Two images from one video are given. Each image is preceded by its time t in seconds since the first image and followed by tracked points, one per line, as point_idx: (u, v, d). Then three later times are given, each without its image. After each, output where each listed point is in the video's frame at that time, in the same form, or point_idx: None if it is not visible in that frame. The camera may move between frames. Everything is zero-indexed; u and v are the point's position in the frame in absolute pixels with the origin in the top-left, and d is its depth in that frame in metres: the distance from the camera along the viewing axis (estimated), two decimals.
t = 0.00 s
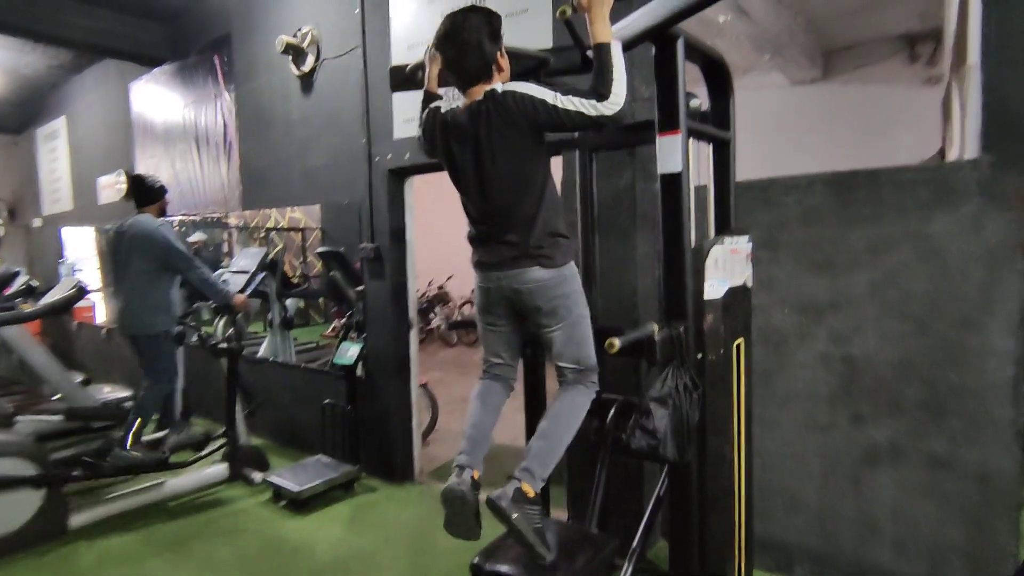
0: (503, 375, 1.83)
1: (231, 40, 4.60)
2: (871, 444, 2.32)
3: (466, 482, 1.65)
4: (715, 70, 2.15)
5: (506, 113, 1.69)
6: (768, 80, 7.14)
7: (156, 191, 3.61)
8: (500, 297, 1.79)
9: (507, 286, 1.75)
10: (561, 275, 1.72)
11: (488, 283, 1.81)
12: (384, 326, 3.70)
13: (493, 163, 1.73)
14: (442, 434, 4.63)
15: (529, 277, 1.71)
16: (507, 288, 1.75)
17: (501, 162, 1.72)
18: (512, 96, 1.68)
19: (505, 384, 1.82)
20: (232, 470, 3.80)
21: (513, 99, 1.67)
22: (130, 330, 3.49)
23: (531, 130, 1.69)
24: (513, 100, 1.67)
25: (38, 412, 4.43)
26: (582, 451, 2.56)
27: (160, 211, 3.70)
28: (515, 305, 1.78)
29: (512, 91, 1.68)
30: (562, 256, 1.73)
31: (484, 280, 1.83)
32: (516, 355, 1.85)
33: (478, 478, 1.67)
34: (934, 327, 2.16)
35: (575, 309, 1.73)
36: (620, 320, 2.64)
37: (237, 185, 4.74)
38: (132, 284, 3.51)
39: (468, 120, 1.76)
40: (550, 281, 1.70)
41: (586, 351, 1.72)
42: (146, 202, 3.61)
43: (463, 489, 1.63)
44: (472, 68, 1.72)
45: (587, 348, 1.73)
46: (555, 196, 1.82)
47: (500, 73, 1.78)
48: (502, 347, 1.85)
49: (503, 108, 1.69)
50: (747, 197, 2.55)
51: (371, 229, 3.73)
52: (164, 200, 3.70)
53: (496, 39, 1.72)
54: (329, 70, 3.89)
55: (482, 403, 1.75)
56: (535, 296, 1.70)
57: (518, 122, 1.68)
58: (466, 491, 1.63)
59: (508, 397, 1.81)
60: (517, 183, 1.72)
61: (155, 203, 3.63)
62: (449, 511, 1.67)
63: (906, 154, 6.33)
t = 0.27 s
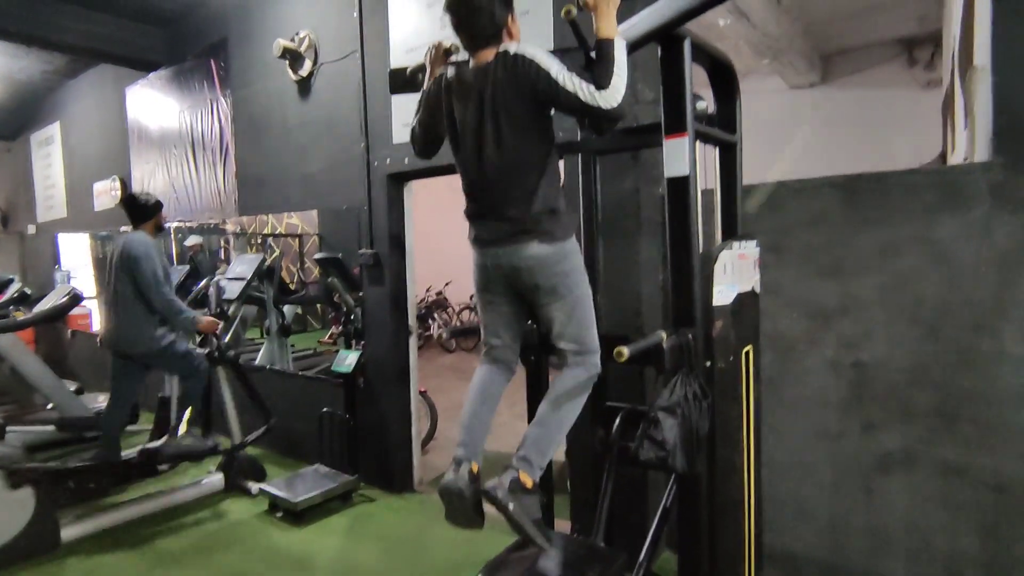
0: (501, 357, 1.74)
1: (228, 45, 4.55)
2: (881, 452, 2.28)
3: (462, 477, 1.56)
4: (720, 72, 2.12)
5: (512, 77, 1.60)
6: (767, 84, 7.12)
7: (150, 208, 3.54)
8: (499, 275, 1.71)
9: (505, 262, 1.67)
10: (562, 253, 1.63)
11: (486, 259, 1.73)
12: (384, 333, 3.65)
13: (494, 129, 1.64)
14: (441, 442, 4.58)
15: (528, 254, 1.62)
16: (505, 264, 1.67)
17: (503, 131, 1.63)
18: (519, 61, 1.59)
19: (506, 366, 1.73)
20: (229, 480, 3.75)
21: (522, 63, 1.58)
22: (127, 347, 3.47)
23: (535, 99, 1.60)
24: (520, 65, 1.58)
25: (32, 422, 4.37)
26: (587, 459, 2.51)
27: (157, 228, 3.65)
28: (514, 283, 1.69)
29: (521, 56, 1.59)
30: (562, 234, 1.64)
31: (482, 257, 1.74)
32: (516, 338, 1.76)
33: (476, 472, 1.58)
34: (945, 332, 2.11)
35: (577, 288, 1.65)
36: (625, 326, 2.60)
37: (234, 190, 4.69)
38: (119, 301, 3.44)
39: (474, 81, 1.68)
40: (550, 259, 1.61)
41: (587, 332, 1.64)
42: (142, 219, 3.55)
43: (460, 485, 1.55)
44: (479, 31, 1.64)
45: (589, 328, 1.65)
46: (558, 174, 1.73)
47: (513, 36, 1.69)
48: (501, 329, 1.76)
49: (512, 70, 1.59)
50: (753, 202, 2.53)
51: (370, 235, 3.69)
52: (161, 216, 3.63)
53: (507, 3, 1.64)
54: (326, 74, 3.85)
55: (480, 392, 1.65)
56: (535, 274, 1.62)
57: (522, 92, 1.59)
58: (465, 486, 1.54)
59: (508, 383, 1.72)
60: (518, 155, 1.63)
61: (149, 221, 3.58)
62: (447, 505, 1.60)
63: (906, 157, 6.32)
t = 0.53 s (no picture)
0: (498, 354, 1.69)
1: (227, 43, 4.50)
2: (896, 456, 2.19)
3: (448, 476, 1.50)
4: (728, 62, 2.04)
5: (515, 60, 1.53)
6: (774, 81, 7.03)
7: (148, 202, 3.50)
8: (498, 267, 1.65)
9: (504, 252, 1.60)
10: (564, 244, 1.57)
11: (484, 250, 1.66)
12: (383, 333, 3.58)
13: (496, 113, 1.58)
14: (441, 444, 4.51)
15: (527, 243, 1.56)
16: (503, 254, 1.61)
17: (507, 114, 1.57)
18: (524, 44, 1.52)
19: (501, 365, 1.68)
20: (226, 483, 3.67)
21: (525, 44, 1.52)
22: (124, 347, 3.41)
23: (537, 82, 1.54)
24: (524, 48, 1.52)
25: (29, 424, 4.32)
26: (591, 463, 2.43)
27: (152, 221, 3.60)
28: (514, 276, 1.63)
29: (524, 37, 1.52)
30: (564, 225, 1.58)
31: (481, 247, 1.68)
32: (514, 334, 1.71)
33: (463, 472, 1.52)
34: (963, 331, 2.03)
35: (578, 282, 1.59)
36: (630, 326, 2.53)
37: (233, 190, 4.64)
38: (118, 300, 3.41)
39: (474, 64, 1.61)
40: (552, 249, 1.56)
41: (589, 328, 1.58)
42: (138, 212, 3.49)
43: (445, 485, 1.48)
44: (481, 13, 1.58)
45: (590, 325, 1.58)
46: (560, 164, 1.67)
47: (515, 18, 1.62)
48: (500, 325, 1.71)
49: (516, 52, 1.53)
50: (762, 197, 2.45)
51: (369, 234, 3.62)
52: (158, 211, 3.58)
53: None
54: (325, 71, 3.79)
55: (474, 390, 1.60)
56: (534, 265, 1.56)
57: (525, 75, 1.53)
58: (450, 487, 1.47)
59: (503, 383, 1.67)
60: (521, 140, 1.57)
61: (147, 215, 3.52)
62: (431, 507, 1.52)
63: (915, 155, 6.22)
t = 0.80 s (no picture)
0: (485, 408, 1.65)
1: (223, 44, 4.46)
2: (905, 466, 2.09)
3: (423, 544, 1.43)
4: (728, 54, 1.95)
5: (496, 105, 1.45)
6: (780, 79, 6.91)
7: (139, 207, 3.46)
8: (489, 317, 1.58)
9: (495, 303, 1.54)
10: (555, 294, 1.49)
11: (476, 300, 1.61)
12: (378, 337, 3.51)
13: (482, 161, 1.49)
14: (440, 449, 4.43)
15: (516, 295, 1.49)
16: (493, 304, 1.55)
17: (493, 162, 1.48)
18: (507, 87, 1.43)
19: (489, 420, 1.64)
20: (220, 490, 3.62)
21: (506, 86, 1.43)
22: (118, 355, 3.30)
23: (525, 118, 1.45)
24: (507, 92, 1.43)
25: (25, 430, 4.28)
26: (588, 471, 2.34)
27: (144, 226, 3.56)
28: (504, 326, 1.57)
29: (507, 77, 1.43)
30: (558, 275, 1.50)
31: (473, 296, 1.62)
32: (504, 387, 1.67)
33: (439, 539, 1.44)
34: (975, 334, 1.93)
35: (570, 333, 1.51)
36: (627, 330, 2.44)
37: (230, 193, 4.59)
38: (111, 307, 3.31)
39: (458, 115, 1.53)
40: (543, 301, 1.48)
41: (582, 382, 1.51)
42: (127, 219, 3.46)
43: (418, 553, 1.42)
44: (461, 57, 1.48)
45: (582, 378, 1.51)
46: (554, 202, 1.58)
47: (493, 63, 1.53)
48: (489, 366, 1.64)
49: (496, 96, 1.44)
50: (763, 195, 2.36)
51: (364, 236, 3.55)
52: (149, 215, 3.56)
53: (489, 22, 1.48)
54: (320, 71, 3.73)
55: (458, 447, 1.56)
56: (523, 316, 1.49)
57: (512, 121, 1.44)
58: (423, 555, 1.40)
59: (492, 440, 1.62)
60: (510, 184, 1.48)
61: (138, 220, 3.49)
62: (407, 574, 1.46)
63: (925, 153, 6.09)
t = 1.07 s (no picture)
0: (468, 486, 1.60)
1: (214, 45, 4.40)
2: (914, 477, 1.98)
3: None
4: (720, 45, 1.86)
5: (470, 179, 1.36)
6: (784, 74, 6.79)
7: (126, 215, 3.40)
8: (470, 390, 1.55)
9: (476, 377, 1.51)
10: (538, 371, 1.45)
11: (458, 371, 1.57)
12: (370, 342, 3.44)
13: (458, 236, 1.42)
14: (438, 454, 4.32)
15: (497, 371, 1.46)
16: (474, 379, 1.52)
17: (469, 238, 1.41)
18: (476, 156, 1.35)
19: (472, 496, 1.59)
20: (211, 499, 3.57)
21: (476, 155, 1.35)
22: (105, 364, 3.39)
23: (503, 193, 1.39)
24: (476, 164, 1.35)
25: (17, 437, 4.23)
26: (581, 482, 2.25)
27: (131, 235, 3.49)
28: (486, 402, 1.53)
29: (479, 147, 1.35)
30: (540, 350, 1.45)
31: (455, 367, 1.58)
32: (487, 464, 1.62)
33: None
34: (987, 337, 1.82)
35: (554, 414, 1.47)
36: (620, 335, 2.34)
37: (223, 196, 4.54)
38: (91, 318, 3.34)
39: (428, 194, 1.43)
40: (524, 380, 1.44)
41: (566, 464, 1.47)
42: (115, 227, 3.41)
43: None
44: (426, 129, 1.39)
45: (567, 461, 1.47)
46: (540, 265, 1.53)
47: (463, 131, 1.44)
48: (472, 423, 1.60)
49: (465, 167, 1.37)
50: (761, 193, 2.26)
51: (355, 239, 3.48)
52: (137, 223, 3.48)
53: (455, 89, 1.39)
54: (310, 71, 3.66)
55: (436, 527, 1.51)
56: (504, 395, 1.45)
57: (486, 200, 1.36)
58: None
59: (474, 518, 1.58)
60: (490, 258, 1.43)
61: (125, 228, 3.42)
62: None
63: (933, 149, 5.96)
